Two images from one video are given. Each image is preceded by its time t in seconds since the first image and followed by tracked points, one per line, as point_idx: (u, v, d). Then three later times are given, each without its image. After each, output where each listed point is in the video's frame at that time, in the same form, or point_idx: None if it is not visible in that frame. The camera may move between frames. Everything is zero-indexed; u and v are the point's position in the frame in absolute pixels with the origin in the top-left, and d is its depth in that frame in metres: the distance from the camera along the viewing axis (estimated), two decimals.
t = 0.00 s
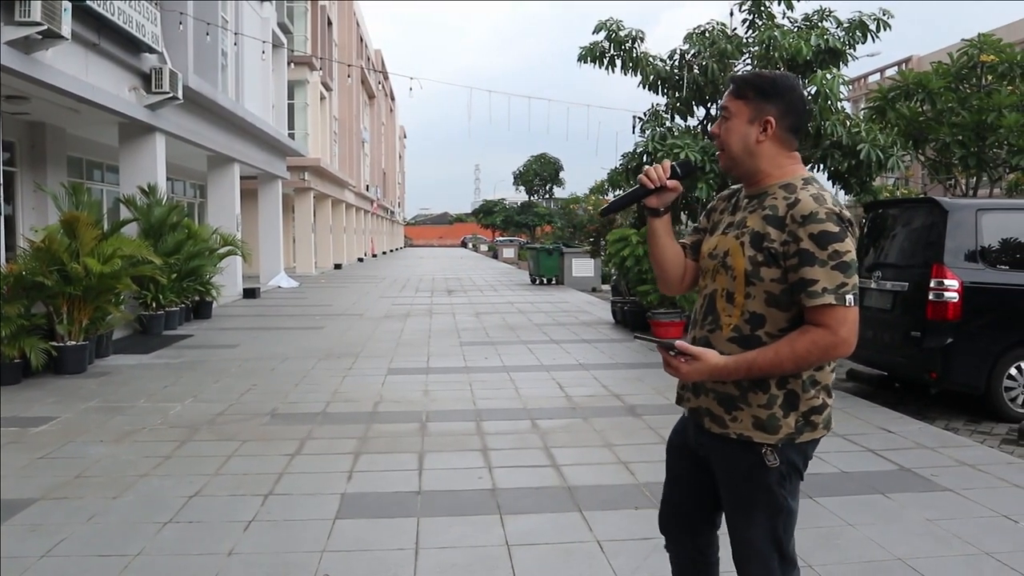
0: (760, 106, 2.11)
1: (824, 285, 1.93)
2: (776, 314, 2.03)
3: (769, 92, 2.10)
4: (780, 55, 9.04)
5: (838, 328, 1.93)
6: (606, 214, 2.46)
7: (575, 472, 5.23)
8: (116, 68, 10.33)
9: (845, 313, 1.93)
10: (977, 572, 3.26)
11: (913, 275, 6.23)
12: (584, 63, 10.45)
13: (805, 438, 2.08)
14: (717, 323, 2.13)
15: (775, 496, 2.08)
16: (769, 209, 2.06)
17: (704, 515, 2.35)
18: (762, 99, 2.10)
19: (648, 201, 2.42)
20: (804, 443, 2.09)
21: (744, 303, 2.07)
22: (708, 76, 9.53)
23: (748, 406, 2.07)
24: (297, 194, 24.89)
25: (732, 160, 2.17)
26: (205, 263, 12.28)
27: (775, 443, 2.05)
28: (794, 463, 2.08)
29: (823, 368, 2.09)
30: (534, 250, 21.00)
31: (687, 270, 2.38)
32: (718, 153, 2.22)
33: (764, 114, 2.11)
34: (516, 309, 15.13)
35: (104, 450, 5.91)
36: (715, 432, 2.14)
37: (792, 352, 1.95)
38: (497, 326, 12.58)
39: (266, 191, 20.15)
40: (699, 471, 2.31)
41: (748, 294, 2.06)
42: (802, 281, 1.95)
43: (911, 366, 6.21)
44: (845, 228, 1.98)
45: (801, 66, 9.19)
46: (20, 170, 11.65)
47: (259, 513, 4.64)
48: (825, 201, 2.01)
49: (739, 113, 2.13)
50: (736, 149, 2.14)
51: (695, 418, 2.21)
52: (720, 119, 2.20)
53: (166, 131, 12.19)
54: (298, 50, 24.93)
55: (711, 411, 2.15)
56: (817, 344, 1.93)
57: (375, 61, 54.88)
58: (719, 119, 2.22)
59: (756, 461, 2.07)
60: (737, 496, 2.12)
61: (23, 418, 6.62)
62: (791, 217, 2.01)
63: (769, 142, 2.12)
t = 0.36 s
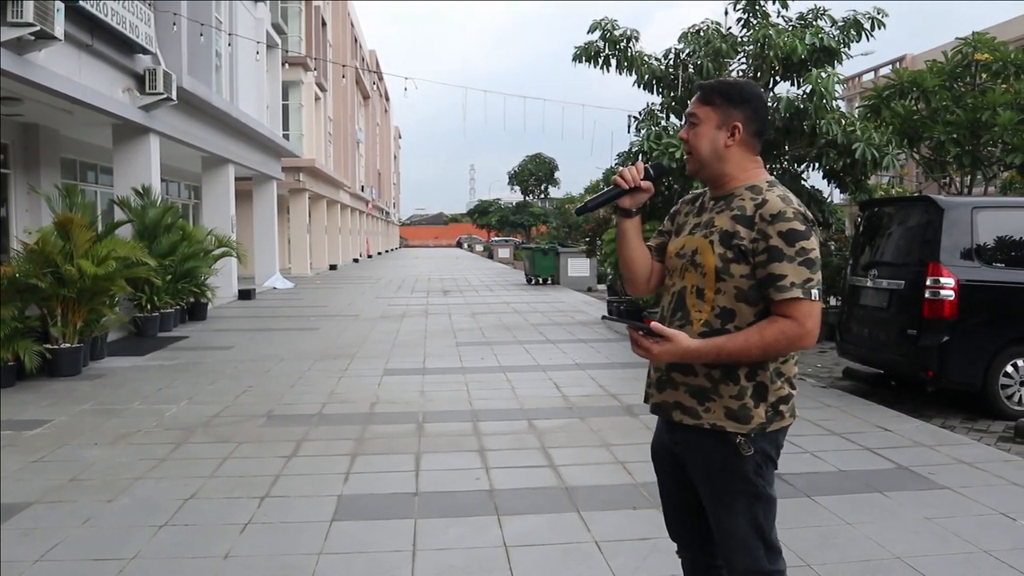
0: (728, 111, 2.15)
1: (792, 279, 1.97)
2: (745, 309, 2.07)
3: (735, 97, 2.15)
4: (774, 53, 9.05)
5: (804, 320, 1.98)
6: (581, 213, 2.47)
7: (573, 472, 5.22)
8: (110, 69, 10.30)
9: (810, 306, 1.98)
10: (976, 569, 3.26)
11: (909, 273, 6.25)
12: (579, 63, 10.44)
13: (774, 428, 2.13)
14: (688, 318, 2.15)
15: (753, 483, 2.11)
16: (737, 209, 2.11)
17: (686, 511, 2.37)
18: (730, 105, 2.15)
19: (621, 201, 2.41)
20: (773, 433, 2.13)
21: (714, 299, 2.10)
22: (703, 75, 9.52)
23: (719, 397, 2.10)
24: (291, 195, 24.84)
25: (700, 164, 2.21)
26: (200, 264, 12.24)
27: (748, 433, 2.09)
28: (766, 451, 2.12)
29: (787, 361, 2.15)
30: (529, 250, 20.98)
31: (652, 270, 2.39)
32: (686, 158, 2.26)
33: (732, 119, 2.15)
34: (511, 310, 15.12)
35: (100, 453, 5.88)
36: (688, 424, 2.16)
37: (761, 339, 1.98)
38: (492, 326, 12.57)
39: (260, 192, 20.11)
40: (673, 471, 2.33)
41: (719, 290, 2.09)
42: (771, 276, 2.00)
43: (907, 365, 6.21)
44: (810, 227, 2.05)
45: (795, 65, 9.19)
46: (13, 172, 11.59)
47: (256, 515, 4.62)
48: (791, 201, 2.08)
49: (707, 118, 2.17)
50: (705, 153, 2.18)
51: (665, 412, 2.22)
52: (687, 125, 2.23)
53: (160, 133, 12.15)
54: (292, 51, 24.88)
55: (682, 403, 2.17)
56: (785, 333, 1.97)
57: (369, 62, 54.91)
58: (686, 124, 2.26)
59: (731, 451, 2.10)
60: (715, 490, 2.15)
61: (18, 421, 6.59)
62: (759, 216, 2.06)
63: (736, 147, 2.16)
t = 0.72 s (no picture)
0: (683, 117, 2.17)
1: (735, 268, 2.03)
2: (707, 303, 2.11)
3: (687, 102, 2.18)
4: (759, 52, 9.06)
5: (740, 306, 2.01)
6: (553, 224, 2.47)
7: (559, 471, 5.20)
8: (92, 68, 10.17)
9: (748, 294, 2.02)
10: (962, 565, 3.27)
11: (893, 270, 6.27)
12: (564, 62, 10.43)
13: (742, 414, 2.14)
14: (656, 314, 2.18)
15: (721, 469, 2.12)
16: (696, 207, 2.15)
17: (652, 499, 2.36)
18: (684, 111, 2.17)
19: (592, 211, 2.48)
20: (741, 419, 2.15)
21: (678, 295, 2.13)
22: (688, 74, 9.51)
23: (693, 389, 2.09)
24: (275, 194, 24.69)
25: (666, 174, 2.22)
26: (184, 265, 12.13)
27: (719, 421, 2.09)
28: (736, 438, 2.13)
29: (750, 347, 2.18)
30: (515, 250, 20.96)
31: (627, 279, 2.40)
32: (646, 169, 2.26)
33: (688, 123, 2.18)
34: (497, 309, 15.10)
35: (81, 455, 5.80)
36: (665, 417, 2.13)
37: (700, 311, 1.99)
38: (478, 326, 12.54)
39: (244, 192, 19.96)
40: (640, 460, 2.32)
41: (683, 284, 2.13)
42: (720, 265, 2.04)
43: (892, 362, 6.23)
44: (763, 221, 2.09)
45: (780, 64, 9.22)
46: None
47: (240, 517, 4.57)
48: (745, 197, 2.13)
49: (666, 128, 2.18)
50: (670, 162, 2.20)
51: (643, 407, 2.19)
52: (642, 136, 2.22)
53: (142, 132, 12.02)
54: (275, 49, 24.73)
55: (658, 398, 2.14)
56: (721, 311, 2.00)
57: (354, 61, 54.71)
58: (639, 136, 2.25)
59: (705, 438, 2.10)
60: (684, 477, 2.14)
61: None
62: (715, 211, 2.11)
63: (696, 148, 2.21)
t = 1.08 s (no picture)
0: (648, 117, 2.17)
1: (691, 259, 2.02)
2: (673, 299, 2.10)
3: (651, 104, 2.18)
4: (730, 53, 9.13)
5: (699, 296, 1.99)
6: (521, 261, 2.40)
7: (535, 471, 5.19)
8: (57, 65, 9.98)
9: (706, 284, 2.00)
10: (935, 560, 3.31)
11: (864, 269, 6.34)
12: (538, 62, 10.42)
13: (716, 406, 2.14)
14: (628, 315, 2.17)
15: (691, 461, 2.12)
16: (656, 207, 2.15)
17: (623, 491, 2.36)
18: (649, 111, 2.17)
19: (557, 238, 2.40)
20: (715, 412, 2.16)
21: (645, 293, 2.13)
22: (661, 74, 9.55)
23: (670, 384, 2.09)
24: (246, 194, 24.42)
25: (631, 172, 2.19)
26: (153, 265, 11.95)
27: (694, 413, 2.09)
28: (709, 430, 2.14)
29: (721, 338, 2.17)
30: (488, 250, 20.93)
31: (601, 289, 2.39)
32: (609, 167, 2.21)
33: (653, 124, 2.18)
34: (471, 309, 15.06)
35: (48, 460, 5.68)
36: (647, 415, 2.12)
37: (660, 299, 1.98)
38: (452, 326, 12.49)
39: (214, 192, 19.72)
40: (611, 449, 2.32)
41: (648, 283, 2.12)
42: (676, 258, 2.04)
43: (863, 360, 6.31)
44: (719, 213, 2.09)
45: (752, 65, 9.31)
46: None
47: (213, 521, 4.49)
48: (702, 191, 2.13)
49: (634, 126, 2.16)
50: (636, 160, 2.18)
51: (625, 408, 2.17)
52: (608, 134, 2.18)
53: (110, 131, 11.82)
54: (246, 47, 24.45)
55: (638, 396, 2.13)
56: (679, 301, 1.98)
57: (325, 59, 54.24)
58: (601, 133, 2.21)
59: (680, 431, 2.10)
60: (657, 467, 2.13)
61: None
62: (672, 208, 2.11)
63: (659, 150, 2.22)
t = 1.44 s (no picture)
0: (645, 116, 2.12)
1: (690, 253, 1.97)
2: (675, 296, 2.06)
3: (646, 102, 2.14)
4: (726, 51, 9.11)
5: (698, 290, 1.94)
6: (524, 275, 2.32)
7: (533, 473, 5.15)
8: (48, 64, 9.88)
9: (705, 278, 1.95)
10: (940, 563, 3.28)
11: (862, 268, 6.31)
12: (532, 60, 10.38)
13: (722, 405, 2.09)
14: (632, 315, 2.13)
15: (697, 463, 2.07)
16: (655, 205, 2.11)
17: (631, 495, 2.32)
18: (645, 110, 2.12)
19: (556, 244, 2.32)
20: (721, 412, 2.11)
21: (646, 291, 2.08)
22: (656, 72, 9.51)
23: (675, 383, 2.04)
24: (239, 194, 24.32)
25: (630, 171, 2.14)
26: (145, 265, 11.87)
27: (700, 413, 2.04)
28: (715, 431, 2.09)
29: (727, 336, 2.12)
30: (482, 249, 20.88)
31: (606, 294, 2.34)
32: (607, 167, 2.16)
33: (648, 124, 2.14)
34: (465, 309, 15.01)
35: (40, 464, 5.61)
36: (654, 416, 2.07)
37: (659, 292, 1.92)
38: (447, 326, 12.45)
39: (207, 191, 19.61)
40: (618, 453, 2.27)
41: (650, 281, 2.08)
42: (675, 253, 1.99)
43: (861, 359, 6.28)
44: (719, 207, 2.04)
45: (747, 63, 9.28)
46: None
47: (206, 526, 4.43)
48: (701, 186, 2.08)
49: (631, 125, 2.11)
50: (635, 159, 2.13)
51: (633, 411, 2.12)
52: (604, 133, 2.13)
53: (101, 131, 11.72)
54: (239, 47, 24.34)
55: (645, 398, 2.09)
56: (679, 294, 1.92)
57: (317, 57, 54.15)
58: (597, 133, 2.16)
59: (685, 432, 2.05)
60: (661, 469, 2.09)
61: None
62: (671, 204, 2.07)
63: (656, 148, 2.17)
